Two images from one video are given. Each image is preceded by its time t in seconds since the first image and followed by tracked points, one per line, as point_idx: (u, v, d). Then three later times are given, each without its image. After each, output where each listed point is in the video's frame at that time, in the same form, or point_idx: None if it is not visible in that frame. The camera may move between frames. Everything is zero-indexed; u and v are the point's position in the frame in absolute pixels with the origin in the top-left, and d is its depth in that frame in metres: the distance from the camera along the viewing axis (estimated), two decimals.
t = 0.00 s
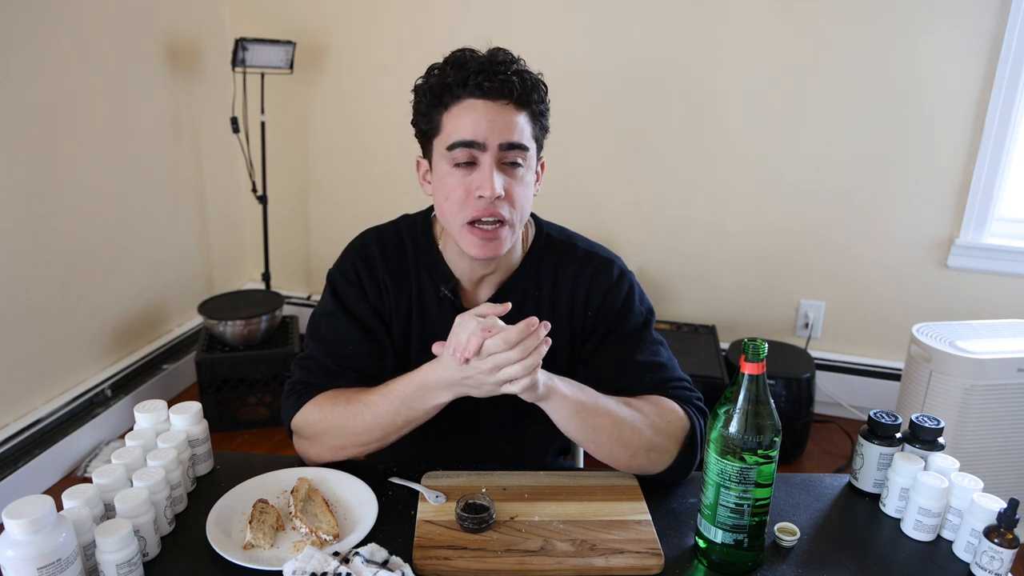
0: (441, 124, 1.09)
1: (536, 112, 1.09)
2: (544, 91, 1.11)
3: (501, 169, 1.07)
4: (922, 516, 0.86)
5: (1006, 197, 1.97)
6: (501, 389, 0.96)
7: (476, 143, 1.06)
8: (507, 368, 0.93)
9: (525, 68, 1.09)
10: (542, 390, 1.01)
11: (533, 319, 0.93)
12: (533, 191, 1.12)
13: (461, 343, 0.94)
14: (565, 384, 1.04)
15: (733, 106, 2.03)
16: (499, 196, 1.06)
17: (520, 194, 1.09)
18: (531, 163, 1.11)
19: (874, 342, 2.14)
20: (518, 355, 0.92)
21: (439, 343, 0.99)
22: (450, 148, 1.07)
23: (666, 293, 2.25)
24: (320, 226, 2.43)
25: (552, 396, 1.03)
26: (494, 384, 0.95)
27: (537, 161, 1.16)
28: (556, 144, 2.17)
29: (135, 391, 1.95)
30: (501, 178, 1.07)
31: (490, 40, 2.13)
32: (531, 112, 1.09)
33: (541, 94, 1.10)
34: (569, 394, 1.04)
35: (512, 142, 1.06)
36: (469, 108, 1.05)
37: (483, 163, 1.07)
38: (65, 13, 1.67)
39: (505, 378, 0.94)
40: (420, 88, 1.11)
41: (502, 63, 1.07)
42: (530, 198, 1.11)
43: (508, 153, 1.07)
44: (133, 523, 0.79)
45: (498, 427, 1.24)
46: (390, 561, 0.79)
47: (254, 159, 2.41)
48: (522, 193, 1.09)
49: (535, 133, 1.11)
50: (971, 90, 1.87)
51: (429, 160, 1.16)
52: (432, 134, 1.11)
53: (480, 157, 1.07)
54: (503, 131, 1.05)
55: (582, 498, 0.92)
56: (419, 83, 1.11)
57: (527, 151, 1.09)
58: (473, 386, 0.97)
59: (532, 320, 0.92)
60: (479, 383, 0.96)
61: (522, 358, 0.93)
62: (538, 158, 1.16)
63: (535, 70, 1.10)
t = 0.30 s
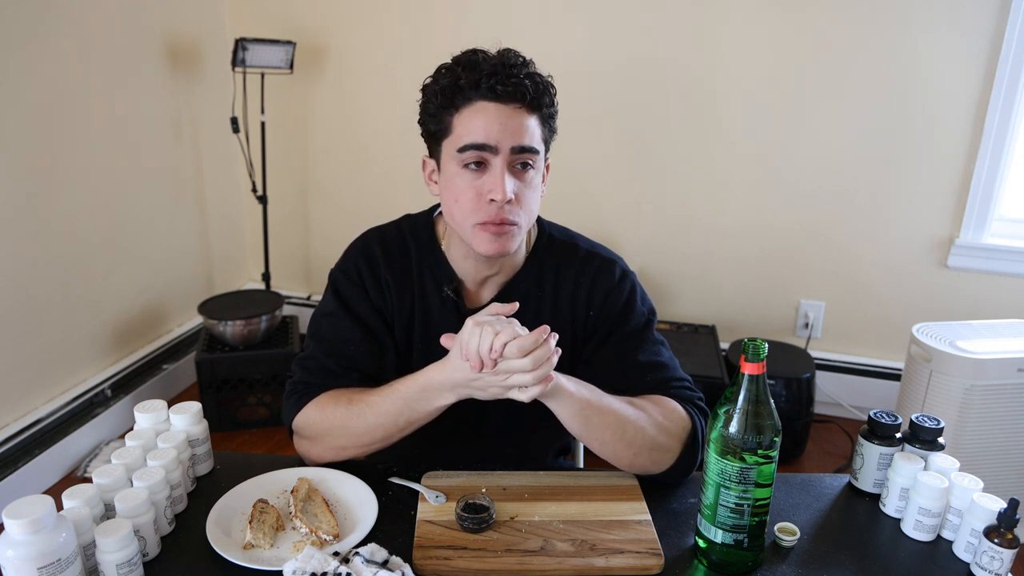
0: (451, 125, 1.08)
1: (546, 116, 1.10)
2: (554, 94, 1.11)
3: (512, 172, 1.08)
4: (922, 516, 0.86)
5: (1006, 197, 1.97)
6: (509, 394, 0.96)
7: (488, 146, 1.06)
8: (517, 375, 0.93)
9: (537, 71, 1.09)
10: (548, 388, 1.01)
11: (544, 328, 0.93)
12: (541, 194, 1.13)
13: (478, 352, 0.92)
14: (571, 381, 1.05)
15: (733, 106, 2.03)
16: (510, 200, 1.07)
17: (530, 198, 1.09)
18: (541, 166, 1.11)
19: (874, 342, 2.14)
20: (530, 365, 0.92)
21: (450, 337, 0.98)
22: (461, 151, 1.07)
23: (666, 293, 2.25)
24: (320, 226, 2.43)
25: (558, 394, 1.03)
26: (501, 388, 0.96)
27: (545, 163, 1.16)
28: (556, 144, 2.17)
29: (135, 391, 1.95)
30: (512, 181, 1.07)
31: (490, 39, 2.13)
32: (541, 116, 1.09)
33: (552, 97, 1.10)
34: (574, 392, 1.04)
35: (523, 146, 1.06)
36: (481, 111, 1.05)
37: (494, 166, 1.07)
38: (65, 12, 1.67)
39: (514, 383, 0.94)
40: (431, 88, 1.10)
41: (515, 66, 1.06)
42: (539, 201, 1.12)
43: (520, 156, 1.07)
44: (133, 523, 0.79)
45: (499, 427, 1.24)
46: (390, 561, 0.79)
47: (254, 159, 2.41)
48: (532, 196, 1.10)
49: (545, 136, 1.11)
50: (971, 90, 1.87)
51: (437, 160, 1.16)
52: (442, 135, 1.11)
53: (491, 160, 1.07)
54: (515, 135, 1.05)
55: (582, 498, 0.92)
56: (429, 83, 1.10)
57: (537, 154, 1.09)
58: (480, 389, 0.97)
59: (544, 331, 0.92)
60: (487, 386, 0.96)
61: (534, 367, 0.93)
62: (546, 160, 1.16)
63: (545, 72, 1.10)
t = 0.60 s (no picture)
0: (446, 129, 1.09)
1: (541, 118, 1.09)
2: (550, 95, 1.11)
3: (507, 176, 1.08)
4: (922, 516, 0.86)
5: (1006, 197, 1.97)
6: (511, 396, 0.97)
7: (482, 150, 1.06)
8: (520, 379, 0.93)
9: (531, 74, 1.08)
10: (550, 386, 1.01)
11: (551, 332, 0.92)
12: (538, 196, 1.13)
13: (484, 357, 0.92)
14: (573, 380, 1.05)
15: (733, 106, 2.03)
16: (505, 203, 1.07)
17: (526, 201, 1.09)
18: (537, 168, 1.11)
19: (874, 342, 2.14)
20: (534, 369, 0.92)
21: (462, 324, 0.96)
22: (456, 155, 1.07)
23: (666, 293, 2.25)
24: (320, 227, 2.43)
25: (560, 392, 1.03)
26: (504, 389, 0.96)
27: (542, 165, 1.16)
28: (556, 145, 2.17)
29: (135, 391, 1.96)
30: (508, 185, 1.07)
31: (490, 39, 2.12)
32: (537, 118, 1.08)
33: (547, 99, 1.10)
34: (576, 391, 1.04)
35: (518, 150, 1.06)
36: (475, 115, 1.05)
37: (489, 170, 1.07)
38: (65, 13, 1.67)
39: (517, 386, 0.94)
40: (425, 91, 1.10)
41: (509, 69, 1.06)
42: (535, 204, 1.12)
43: (515, 160, 1.07)
44: (133, 523, 0.79)
45: (499, 427, 1.24)
46: (390, 561, 0.79)
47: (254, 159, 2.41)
48: (528, 199, 1.10)
49: (541, 139, 1.11)
50: (971, 90, 1.87)
51: (434, 163, 1.16)
52: (437, 139, 1.11)
53: (487, 164, 1.07)
54: (510, 139, 1.05)
55: (582, 498, 0.92)
56: (425, 86, 1.10)
57: (533, 157, 1.09)
58: (482, 389, 0.98)
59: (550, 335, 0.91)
60: (490, 387, 0.97)
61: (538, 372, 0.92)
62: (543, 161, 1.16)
63: (541, 74, 1.10)
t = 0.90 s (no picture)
0: (443, 132, 1.08)
1: (538, 119, 1.09)
2: (546, 95, 1.11)
3: (504, 178, 1.08)
4: (922, 516, 0.86)
5: (1006, 197, 1.97)
6: (511, 398, 0.97)
7: (479, 153, 1.06)
8: (521, 382, 0.93)
9: (527, 74, 1.08)
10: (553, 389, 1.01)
11: (554, 338, 0.91)
12: (537, 197, 1.13)
13: (488, 360, 0.92)
14: (575, 380, 1.04)
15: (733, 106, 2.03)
16: (503, 206, 1.07)
17: (524, 202, 1.09)
18: (534, 170, 1.11)
19: (874, 342, 2.14)
20: (536, 374, 0.91)
21: (468, 323, 0.96)
22: (453, 158, 1.07)
23: (666, 293, 2.25)
24: (320, 227, 2.43)
25: (562, 390, 1.03)
26: (505, 391, 0.96)
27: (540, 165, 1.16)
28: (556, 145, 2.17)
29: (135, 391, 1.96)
30: (505, 187, 1.07)
31: (490, 39, 2.12)
32: (533, 119, 1.08)
33: (544, 100, 1.10)
34: (578, 391, 1.04)
35: (515, 152, 1.06)
36: (471, 118, 1.05)
37: (486, 172, 1.07)
38: (65, 13, 1.67)
39: (518, 389, 0.95)
40: (421, 94, 1.10)
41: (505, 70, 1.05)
42: (533, 205, 1.12)
43: (511, 162, 1.07)
44: (133, 523, 0.79)
45: (498, 427, 1.24)
46: (390, 561, 0.79)
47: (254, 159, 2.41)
48: (526, 200, 1.10)
49: (538, 140, 1.10)
50: (972, 89, 1.86)
51: (432, 165, 1.16)
52: (435, 141, 1.11)
53: (484, 167, 1.07)
54: (506, 141, 1.05)
55: (582, 498, 0.92)
56: (421, 88, 1.10)
57: (530, 159, 1.09)
58: (483, 391, 0.98)
59: (552, 340, 0.90)
60: (491, 389, 0.97)
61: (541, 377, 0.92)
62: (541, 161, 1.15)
63: (537, 75, 1.09)
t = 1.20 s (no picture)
0: (450, 130, 1.08)
1: (545, 120, 1.09)
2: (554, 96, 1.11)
3: (510, 178, 1.08)
4: (922, 516, 0.86)
5: (1006, 197, 1.97)
6: (511, 398, 0.97)
7: (486, 152, 1.06)
8: (521, 384, 0.93)
9: (536, 75, 1.08)
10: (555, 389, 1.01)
11: (554, 339, 0.91)
12: (541, 198, 1.13)
13: (489, 361, 0.92)
14: (576, 380, 1.05)
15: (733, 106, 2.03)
16: (508, 206, 1.07)
17: (529, 203, 1.10)
18: (540, 170, 1.11)
19: (874, 342, 2.14)
20: (537, 376, 0.91)
21: (468, 324, 0.96)
22: (460, 157, 1.07)
23: (666, 293, 2.25)
24: (320, 227, 2.43)
25: (562, 390, 1.03)
26: (505, 392, 0.96)
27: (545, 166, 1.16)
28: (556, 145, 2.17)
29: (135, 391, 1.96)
30: (511, 187, 1.07)
31: (490, 39, 2.12)
32: (541, 120, 1.08)
33: (551, 101, 1.10)
34: (579, 390, 1.04)
35: (522, 152, 1.06)
36: (478, 117, 1.05)
37: (492, 171, 1.07)
38: (65, 13, 1.67)
39: (518, 390, 0.94)
40: (428, 92, 1.10)
41: (514, 71, 1.06)
42: (538, 205, 1.12)
43: (518, 162, 1.07)
44: (133, 523, 0.79)
45: (498, 428, 1.24)
46: (390, 561, 0.79)
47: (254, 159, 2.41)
48: (531, 201, 1.10)
49: (544, 141, 1.11)
50: (972, 89, 1.87)
51: (436, 163, 1.16)
52: (440, 140, 1.11)
53: (490, 166, 1.07)
54: (514, 141, 1.05)
55: (582, 498, 0.92)
56: (428, 86, 1.10)
57: (536, 159, 1.09)
58: (484, 391, 0.98)
59: (552, 342, 0.90)
60: (492, 390, 0.97)
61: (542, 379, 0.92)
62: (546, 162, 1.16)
63: (544, 76, 1.10)
